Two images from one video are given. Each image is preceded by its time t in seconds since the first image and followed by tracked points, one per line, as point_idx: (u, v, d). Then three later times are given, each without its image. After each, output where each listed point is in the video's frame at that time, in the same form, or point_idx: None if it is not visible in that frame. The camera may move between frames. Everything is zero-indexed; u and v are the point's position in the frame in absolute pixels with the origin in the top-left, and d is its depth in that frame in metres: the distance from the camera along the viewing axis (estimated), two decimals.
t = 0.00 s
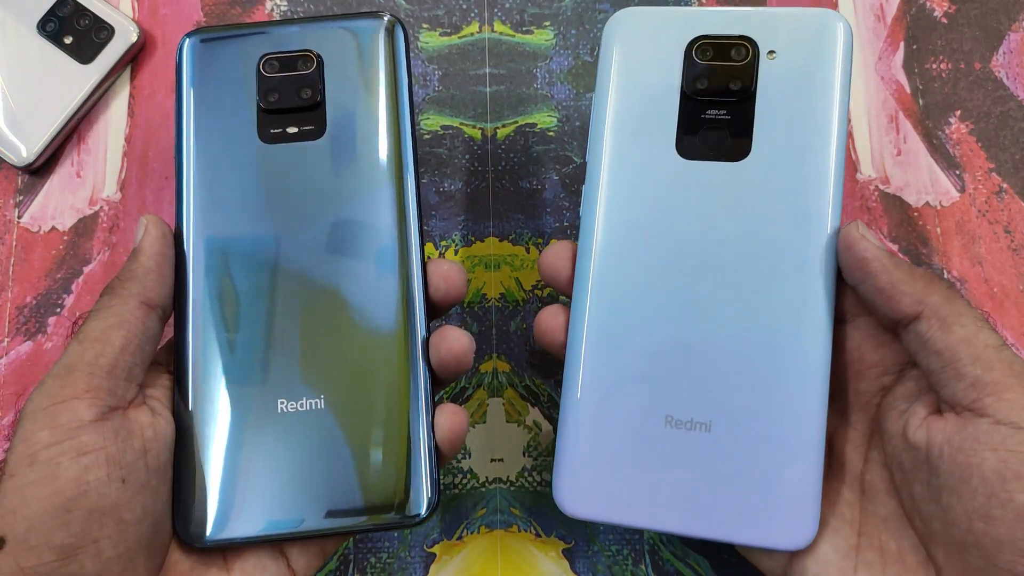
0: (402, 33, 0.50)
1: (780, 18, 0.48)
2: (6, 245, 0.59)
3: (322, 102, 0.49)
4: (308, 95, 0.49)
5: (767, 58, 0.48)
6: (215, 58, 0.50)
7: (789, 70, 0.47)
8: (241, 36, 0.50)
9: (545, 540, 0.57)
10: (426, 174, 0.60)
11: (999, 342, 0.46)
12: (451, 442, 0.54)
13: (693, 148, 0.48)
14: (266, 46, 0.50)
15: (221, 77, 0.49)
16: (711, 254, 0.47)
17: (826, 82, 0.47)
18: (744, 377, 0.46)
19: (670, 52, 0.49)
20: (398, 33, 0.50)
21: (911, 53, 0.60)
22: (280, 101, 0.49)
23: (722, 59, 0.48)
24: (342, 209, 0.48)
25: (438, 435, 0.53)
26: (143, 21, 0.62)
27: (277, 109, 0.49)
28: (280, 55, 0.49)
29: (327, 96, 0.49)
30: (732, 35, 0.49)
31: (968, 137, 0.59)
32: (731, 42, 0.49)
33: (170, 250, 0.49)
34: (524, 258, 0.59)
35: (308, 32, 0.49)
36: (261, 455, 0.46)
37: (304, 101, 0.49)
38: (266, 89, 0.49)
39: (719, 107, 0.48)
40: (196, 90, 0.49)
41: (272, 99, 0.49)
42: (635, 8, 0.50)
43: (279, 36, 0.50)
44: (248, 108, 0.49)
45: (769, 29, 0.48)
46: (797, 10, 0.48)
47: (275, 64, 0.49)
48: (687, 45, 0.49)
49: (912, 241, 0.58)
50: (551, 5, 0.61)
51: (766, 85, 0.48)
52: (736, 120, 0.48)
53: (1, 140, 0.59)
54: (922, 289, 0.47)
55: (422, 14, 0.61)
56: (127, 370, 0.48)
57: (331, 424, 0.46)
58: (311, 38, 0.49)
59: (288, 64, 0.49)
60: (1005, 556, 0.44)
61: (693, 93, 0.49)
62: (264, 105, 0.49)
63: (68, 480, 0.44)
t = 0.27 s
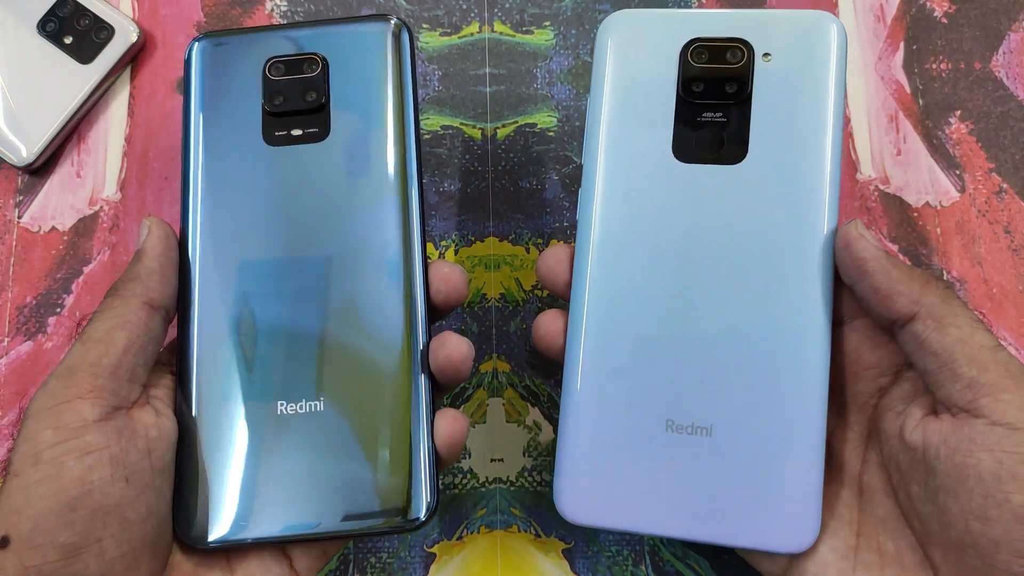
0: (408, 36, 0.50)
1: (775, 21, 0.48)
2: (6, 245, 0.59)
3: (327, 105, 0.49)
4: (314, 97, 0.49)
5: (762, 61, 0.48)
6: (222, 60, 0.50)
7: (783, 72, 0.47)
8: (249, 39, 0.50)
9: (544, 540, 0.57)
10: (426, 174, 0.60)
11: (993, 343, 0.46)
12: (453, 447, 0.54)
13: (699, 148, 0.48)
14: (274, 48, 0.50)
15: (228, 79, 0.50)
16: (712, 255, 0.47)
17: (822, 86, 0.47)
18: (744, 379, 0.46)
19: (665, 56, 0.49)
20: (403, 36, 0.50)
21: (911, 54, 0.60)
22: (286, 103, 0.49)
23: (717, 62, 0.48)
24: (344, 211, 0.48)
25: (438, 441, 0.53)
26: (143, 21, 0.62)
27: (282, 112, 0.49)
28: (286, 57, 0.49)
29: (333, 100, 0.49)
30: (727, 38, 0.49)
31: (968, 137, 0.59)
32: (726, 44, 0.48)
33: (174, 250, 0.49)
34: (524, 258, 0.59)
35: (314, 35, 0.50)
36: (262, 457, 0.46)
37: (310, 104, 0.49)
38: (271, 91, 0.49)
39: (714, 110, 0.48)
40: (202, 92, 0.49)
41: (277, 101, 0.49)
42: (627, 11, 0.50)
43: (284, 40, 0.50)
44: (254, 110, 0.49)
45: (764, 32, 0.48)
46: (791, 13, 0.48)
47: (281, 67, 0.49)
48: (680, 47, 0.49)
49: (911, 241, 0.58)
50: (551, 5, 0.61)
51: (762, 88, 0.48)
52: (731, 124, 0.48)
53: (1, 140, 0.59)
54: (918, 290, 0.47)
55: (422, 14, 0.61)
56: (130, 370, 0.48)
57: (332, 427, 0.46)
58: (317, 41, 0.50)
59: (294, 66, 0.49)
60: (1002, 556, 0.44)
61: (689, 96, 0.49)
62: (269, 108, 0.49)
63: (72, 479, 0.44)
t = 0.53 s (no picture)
0: (411, 34, 0.50)
1: (773, 21, 0.48)
2: (6, 245, 0.59)
3: (332, 104, 0.49)
4: (318, 96, 0.49)
5: (761, 61, 0.48)
6: (223, 57, 0.49)
7: (783, 73, 0.47)
8: (251, 34, 0.49)
9: (544, 540, 0.57)
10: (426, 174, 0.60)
11: (993, 343, 0.46)
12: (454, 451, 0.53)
13: (705, 148, 0.48)
14: (275, 45, 0.49)
15: (230, 77, 0.49)
16: (715, 256, 0.47)
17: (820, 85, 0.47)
18: (746, 379, 0.46)
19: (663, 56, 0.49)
20: (407, 34, 0.49)
21: (911, 53, 0.60)
22: (289, 102, 0.48)
23: (716, 63, 0.48)
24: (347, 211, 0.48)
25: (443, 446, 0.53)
26: (143, 20, 0.62)
27: (285, 110, 0.48)
28: (289, 54, 0.49)
29: (337, 98, 0.49)
30: (724, 38, 0.48)
31: (969, 137, 0.59)
32: (724, 45, 0.48)
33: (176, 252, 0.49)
34: (524, 258, 0.59)
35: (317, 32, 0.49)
36: (265, 457, 0.46)
37: (313, 103, 0.48)
38: (275, 89, 0.49)
39: (714, 111, 0.48)
40: (203, 87, 0.49)
41: (281, 99, 0.49)
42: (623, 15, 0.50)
43: (287, 36, 0.49)
44: (257, 107, 0.49)
45: (762, 32, 0.48)
46: (789, 12, 0.48)
47: (285, 64, 0.49)
48: (678, 49, 0.49)
49: (912, 241, 0.58)
50: (551, 5, 0.61)
51: (761, 89, 0.48)
52: (732, 124, 0.48)
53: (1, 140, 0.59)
54: (918, 291, 0.47)
55: (422, 14, 0.61)
56: (131, 369, 0.48)
57: (335, 428, 0.47)
58: (320, 38, 0.49)
59: (297, 63, 0.49)
60: (1003, 556, 0.44)
61: (688, 97, 0.49)
62: (273, 105, 0.49)
63: (73, 481, 0.44)
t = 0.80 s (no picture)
0: (411, 34, 0.49)
1: (768, 22, 0.48)
2: (6, 245, 0.59)
3: (333, 107, 0.49)
4: (320, 98, 0.49)
5: (754, 62, 0.48)
6: (223, 55, 0.48)
7: (777, 73, 0.47)
8: (251, 30, 0.49)
9: (544, 540, 0.57)
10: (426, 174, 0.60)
11: (990, 342, 0.46)
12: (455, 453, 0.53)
13: (705, 151, 0.48)
14: (275, 44, 0.49)
15: (230, 76, 0.48)
16: (715, 256, 0.47)
17: (816, 84, 0.47)
18: (744, 381, 0.46)
19: (658, 58, 0.49)
20: (407, 35, 0.49)
21: (911, 53, 0.60)
22: (291, 104, 0.48)
23: (709, 65, 0.48)
24: (347, 213, 0.48)
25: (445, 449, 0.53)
26: (143, 20, 0.62)
27: (286, 112, 0.48)
28: (291, 54, 0.48)
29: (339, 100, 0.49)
30: (718, 40, 0.48)
31: (969, 137, 0.59)
32: (718, 47, 0.48)
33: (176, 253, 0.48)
34: (524, 258, 0.59)
35: (319, 33, 0.49)
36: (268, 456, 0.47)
37: (316, 105, 0.48)
38: (276, 89, 0.48)
39: (707, 112, 0.48)
40: (200, 84, 0.48)
41: (282, 100, 0.48)
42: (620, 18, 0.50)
43: (288, 35, 0.49)
44: (258, 107, 0.48)
45: (757, 33, 0.48)
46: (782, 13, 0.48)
47: (286, 64, 0.48)
48: (673, 51, 0.49)
49: (911, 241, 0.58)
50: (551, 5, 0.61)
51: (755, 90, 0.47)
52: (726, 126, 0.48)
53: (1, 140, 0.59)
54: (913, 291, 0.47)
55: (422, 14, 0.61)
56: (130, 371, 0.48)
57: (336, 429, 0.47)
58: (321, 39, 0.49)
59: (299, 64, 0.49)
60: (1000, 555, 0.44)
61: (681, 100, 0.48)
62: (273, 106, 0.48)
63: (73, 484, 0.44)
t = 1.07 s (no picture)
0: (406, 26, 0.49)
1: (765, 18, 0.47)
2: (6, 245, 0.59)
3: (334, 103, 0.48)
4: (321, 94, 0.48)
5: (750, 59, 0.47)
6: (222, 52, 0.48)
7: (774, 70, 0.47)
8: (247, 26, 0.48)
9: (544, 540, 0.57)
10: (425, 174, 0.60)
11: (987, 341, 0.46)
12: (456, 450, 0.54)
13: (706, 149, 0.48)
14: (275, 41, 0.48)
15: (229, 73, 0.48)
16: (715, 256, 0.47)
17: (815, 80, 0.46)
18: (744, 377, 0.46)
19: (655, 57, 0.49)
20: (401, 26, 0.49)
21: (911, 53, 0.60)
22: (292, 101, 0.48)
23: (704, 63, 0.48)
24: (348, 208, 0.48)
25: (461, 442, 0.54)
26: (143, 21, 0.62)
27: (287, 109, 0.48)
28: (290, 50, 0.48)
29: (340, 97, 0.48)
30: (714, 37, 0.48)
31: (968, 137, 0.59)
32: (713, 45, 0.48)
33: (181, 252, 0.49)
34: (524, 258, 0.59)
35: (316, 27, 0.48)
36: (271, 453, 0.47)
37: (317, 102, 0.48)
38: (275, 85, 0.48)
39: (701, 111, 0.48)
40: (197, 81, 0.48)
41: (282, 97, 0.48)
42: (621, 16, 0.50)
43: (286, 31, 0.48)
44: (258, 104, 0.48)
45: (753, 30, 0.48)
46: (781, 8, 0.47)
47: (285, 60, 0.48)
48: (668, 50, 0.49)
49: (912, 241, 0.58)
50: (551, 5, 0.61)
51: (751, 87, 0.47)
52: (720, 124, 0.48)
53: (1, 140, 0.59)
54: (909, 288, 0.47)
55: (422, 14, 0.61)
56: (130, 371, 0.48)
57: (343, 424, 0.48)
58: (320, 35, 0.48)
59: (299, 61, 0.48)
60: (999, 554, 0.44)
61: (675, 99, 0.49)
62: (274, 103, 0.48)
63: (73, 484, 0.44)
